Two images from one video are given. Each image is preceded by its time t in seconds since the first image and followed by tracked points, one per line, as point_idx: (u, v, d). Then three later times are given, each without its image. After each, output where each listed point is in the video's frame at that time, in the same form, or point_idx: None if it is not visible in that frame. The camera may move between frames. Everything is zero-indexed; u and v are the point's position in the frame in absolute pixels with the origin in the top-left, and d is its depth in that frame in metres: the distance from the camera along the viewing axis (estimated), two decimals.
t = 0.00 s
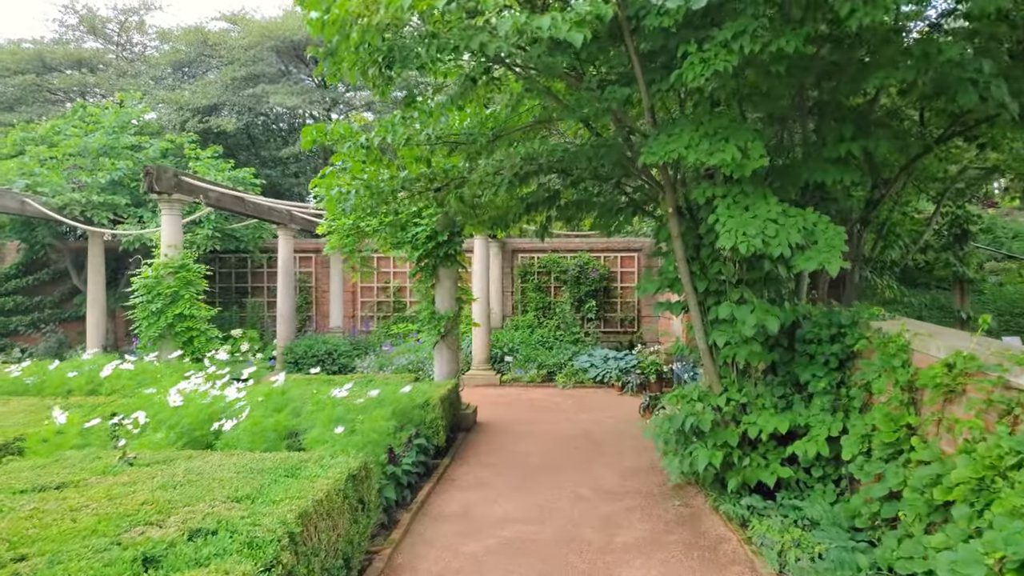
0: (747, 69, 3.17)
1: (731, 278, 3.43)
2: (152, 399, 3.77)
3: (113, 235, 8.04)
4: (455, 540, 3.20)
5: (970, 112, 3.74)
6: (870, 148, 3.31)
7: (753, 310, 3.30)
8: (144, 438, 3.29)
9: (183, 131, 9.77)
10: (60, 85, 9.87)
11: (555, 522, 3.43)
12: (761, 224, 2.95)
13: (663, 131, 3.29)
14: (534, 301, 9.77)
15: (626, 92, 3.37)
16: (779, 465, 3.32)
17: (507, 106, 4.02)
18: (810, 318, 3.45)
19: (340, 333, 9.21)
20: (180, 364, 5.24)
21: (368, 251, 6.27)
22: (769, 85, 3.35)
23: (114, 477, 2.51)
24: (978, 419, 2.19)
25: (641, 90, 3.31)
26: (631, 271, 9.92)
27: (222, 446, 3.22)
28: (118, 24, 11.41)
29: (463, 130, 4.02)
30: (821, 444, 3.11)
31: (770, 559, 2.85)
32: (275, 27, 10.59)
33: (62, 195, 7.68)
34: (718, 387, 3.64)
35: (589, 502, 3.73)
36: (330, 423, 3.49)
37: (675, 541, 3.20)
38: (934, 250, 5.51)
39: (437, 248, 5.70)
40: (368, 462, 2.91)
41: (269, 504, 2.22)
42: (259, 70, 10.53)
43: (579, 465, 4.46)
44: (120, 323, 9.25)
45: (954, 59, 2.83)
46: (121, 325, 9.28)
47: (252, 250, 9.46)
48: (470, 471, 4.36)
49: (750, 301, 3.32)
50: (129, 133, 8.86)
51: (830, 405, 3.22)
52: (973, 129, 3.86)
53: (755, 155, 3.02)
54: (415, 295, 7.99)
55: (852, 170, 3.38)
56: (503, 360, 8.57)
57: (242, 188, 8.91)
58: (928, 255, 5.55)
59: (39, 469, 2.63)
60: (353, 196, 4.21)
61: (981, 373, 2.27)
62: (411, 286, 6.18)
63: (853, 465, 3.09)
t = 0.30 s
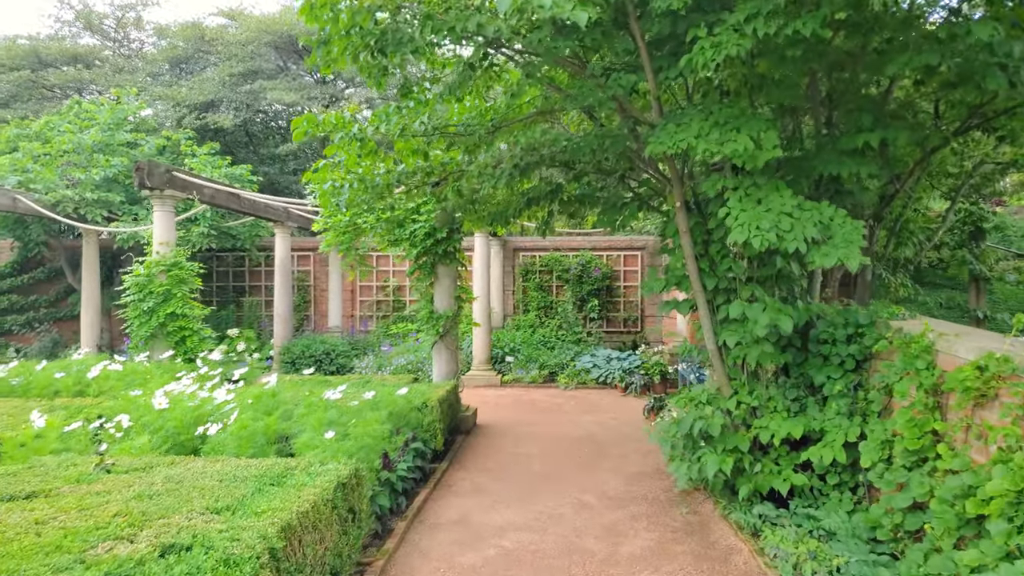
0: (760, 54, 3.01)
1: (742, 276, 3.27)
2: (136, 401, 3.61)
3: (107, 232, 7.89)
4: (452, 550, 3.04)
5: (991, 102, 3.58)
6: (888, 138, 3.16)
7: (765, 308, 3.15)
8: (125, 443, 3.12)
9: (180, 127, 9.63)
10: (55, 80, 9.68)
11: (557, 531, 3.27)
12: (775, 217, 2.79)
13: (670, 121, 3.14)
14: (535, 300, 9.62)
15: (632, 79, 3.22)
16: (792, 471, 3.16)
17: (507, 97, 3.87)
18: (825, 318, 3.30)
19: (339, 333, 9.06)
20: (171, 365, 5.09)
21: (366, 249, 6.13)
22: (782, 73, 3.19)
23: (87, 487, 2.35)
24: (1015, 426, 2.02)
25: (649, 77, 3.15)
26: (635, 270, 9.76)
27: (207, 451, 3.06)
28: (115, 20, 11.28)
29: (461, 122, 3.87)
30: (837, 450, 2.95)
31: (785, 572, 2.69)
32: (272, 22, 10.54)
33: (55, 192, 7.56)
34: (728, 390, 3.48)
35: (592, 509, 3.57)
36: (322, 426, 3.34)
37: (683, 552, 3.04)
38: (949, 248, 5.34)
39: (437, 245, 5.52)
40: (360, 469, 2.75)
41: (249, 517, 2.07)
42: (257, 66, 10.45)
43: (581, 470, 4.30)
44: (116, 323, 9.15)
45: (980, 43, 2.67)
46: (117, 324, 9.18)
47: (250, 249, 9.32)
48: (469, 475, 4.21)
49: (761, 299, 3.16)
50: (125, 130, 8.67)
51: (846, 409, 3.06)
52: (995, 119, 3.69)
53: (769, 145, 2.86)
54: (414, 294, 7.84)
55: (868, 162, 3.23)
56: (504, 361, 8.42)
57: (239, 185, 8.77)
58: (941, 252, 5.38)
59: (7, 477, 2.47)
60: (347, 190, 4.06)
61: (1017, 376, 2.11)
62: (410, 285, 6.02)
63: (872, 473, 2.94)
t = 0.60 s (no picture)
0: (775, 40, 2.84)
1: (755, 277, 3.10)
2: (118, 408, 3.44)
3: (100, 231, 7.73)
4: (448, 567, 2.87)
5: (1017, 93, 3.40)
6: (910, 131, 2.99)
7: (781, 311, 2.97)
8: (103, 454, 2.95)
9: (175, 125, 9.49)
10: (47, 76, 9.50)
11: (560, 546, 3.09)
12: (793, 214, 2.61)
13: (680, 113, 2.96)
14: (537, 301, 9.45)
15: (640, 68, 3.05)
16: (809, 484, 2.99)
17: (506, 89, 3.70)
18: (843, 321, 3.12)
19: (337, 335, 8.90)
20: (161, 369, 4.93)
21: (363, 249, 5.97)
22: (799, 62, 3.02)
23: (52, 504, 2.17)
24: None
25: (657, 66, 2.98)
26: (638, 270, 9.58)
27: (190, 463, 2.89)
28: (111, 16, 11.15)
29: (459, 116, 3.70)
30: (857, 462, 2.78)
31: None
32: (268, 18, 10.44)
33: (46, 191, 7.40)
34: (740, 396, 3.30)
35: (596, 522, 3.40)
36: (312, 436, 3.17)
37: (694, 569, 2.86)
38: (966, 247, 5.16)
39: (436, 245, 5.36)
40: (348, 484, 2.57)
41: (224, 541, 1.89)
42: (254, 63, 10.34)
43: (585, 479, 4.13)
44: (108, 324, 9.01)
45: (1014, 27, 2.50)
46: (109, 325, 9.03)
47: (246, 248, 9.17)
48: (467, 485, 4.04)
49: (777, 302, 2.99)
50: (119, 127, 8.51)
51: (867, 418, 2.89)
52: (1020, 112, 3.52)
53: (785, 137, 2.69)
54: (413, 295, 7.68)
55: (889, 156, 3.05)
56: (505, 363, 8.25)
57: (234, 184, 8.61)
58: (957, 252, 5.20)
59: None
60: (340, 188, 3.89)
61: None
62: (408, 285, 5.84)
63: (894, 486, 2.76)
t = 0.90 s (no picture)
0: (791, 22, 2.67)
1: (768, 274, 2.93)
2: (96, 412, 3.26)
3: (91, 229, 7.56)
4: None
5: None
6: (933, 119, 2.82)
7: (796, 311, 2.80)
8: (76, 462, 2.77)
9: (169, 120, 9.33)
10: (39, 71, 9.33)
11: (562, 559, 2.92)
12: (811, 206, 2.44)
13: (689, 100, 2.79)
14: (538, 300, 9.28)
15: (647, 53, 2.87)
16: (825, 493, 2.82)
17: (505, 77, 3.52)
18: (861, 321, 2.95)
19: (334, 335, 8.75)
20: (147, 370, 4.75)
21: (358, 247, 5.80)
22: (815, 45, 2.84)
23: (8, 520, 2.00)
24: None
25: (665, 49, 2.81)
26: (641, 268, 9.39)
27: (168, 472, 2.72)
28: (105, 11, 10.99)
29: (456, 105, 3.53)
30: (878, 470, 2.61)
31: None
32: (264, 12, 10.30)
33: (36, 188, 7.24)
34: (751, 400, 3.13)
35: (600, 532, 3.23)
36: (299, 444, 2.99)
37: None
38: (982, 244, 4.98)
39: (433, 242, 5.19)
40: (334, 495, 2.40)
41: (191, 562, 1.72)
42: (249, 58, 10.18)
43: (587, 486, 3.95)
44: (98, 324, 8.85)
45: None
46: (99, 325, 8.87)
47: (241, 246, 8.99)
48: (464, 492, 3.86)
49: (792, 300, 2.82)
50: (111, 123, 8.34)
51: (888, 424, 2.71)
52: None
53: (802, 123, 2.52)
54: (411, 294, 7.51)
55: (910, 145, 2.88)
56: (505, 363, 8.05)
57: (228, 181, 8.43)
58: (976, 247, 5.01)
59: None
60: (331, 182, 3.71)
61: None
62: (404, 284, 5.67)
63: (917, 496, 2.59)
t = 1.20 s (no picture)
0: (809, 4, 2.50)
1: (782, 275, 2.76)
2: (71, 420, 3.09)
3: (82, 228, 7.39)
4: None
5: None
6: (957, 109, 2.65)
7: (813, 313, 2.63)
8: (46, 474, 2.60)
9: (164, 118, 9.17)
10: (31, 68, 9.18)
11: None
12: (832, 200, 2.27)
13: (700, 88, 2.62)
14: (539, 301, 9.12)
15: (654, 38, 2.70)
16: (844, 507, 2.65)
17: (504, 67, 3.35)
18: (881, 323, 2.78)
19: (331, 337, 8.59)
20: (134, 373, 4.58)
21: (353, 246, 5.63)
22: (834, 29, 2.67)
23: None
24: None
25: (673, 34, 2.63)
26: (643, 268, 9.21)
27: (144, 485, 2.55)
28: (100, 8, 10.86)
29: (452, 96, 3.36)
30: (902, 484, 2.44)
31: None
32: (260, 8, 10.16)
33: (24, 187, 7.11)
34: (763, 407, 2.96)
35: (604, 547, 3.06)
36: (285, 455, 2.82)
37: None
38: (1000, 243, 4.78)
39: (430, 241, 5.02)
40: (320, 512, 2.23)
41: None
42: (245, 54, 10.02)
43: (590, 496, 3.78)
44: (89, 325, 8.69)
45: None
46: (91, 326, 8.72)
47: (236, 245, 8.83)
48: (462, 503, 3.68)
49: (809, 303, 2.65)
50: (103, 120, 8.17)
51: (911, 434, 2.55)
52: None
53: (821, 111, 2.35)
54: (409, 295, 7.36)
55: (933, 137, 2.71)
56: (505, 365, 7.88)
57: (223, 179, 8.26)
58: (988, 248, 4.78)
59: None
60: (321, 177, 3.54)
61: None
62: (401, 284, 5.50)
63: (944, 512, 2.42)
